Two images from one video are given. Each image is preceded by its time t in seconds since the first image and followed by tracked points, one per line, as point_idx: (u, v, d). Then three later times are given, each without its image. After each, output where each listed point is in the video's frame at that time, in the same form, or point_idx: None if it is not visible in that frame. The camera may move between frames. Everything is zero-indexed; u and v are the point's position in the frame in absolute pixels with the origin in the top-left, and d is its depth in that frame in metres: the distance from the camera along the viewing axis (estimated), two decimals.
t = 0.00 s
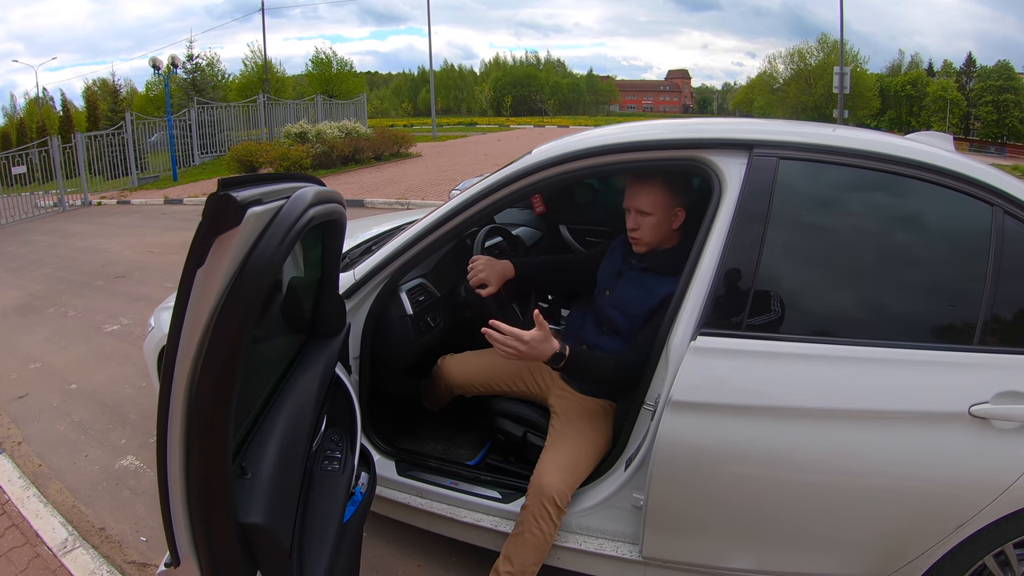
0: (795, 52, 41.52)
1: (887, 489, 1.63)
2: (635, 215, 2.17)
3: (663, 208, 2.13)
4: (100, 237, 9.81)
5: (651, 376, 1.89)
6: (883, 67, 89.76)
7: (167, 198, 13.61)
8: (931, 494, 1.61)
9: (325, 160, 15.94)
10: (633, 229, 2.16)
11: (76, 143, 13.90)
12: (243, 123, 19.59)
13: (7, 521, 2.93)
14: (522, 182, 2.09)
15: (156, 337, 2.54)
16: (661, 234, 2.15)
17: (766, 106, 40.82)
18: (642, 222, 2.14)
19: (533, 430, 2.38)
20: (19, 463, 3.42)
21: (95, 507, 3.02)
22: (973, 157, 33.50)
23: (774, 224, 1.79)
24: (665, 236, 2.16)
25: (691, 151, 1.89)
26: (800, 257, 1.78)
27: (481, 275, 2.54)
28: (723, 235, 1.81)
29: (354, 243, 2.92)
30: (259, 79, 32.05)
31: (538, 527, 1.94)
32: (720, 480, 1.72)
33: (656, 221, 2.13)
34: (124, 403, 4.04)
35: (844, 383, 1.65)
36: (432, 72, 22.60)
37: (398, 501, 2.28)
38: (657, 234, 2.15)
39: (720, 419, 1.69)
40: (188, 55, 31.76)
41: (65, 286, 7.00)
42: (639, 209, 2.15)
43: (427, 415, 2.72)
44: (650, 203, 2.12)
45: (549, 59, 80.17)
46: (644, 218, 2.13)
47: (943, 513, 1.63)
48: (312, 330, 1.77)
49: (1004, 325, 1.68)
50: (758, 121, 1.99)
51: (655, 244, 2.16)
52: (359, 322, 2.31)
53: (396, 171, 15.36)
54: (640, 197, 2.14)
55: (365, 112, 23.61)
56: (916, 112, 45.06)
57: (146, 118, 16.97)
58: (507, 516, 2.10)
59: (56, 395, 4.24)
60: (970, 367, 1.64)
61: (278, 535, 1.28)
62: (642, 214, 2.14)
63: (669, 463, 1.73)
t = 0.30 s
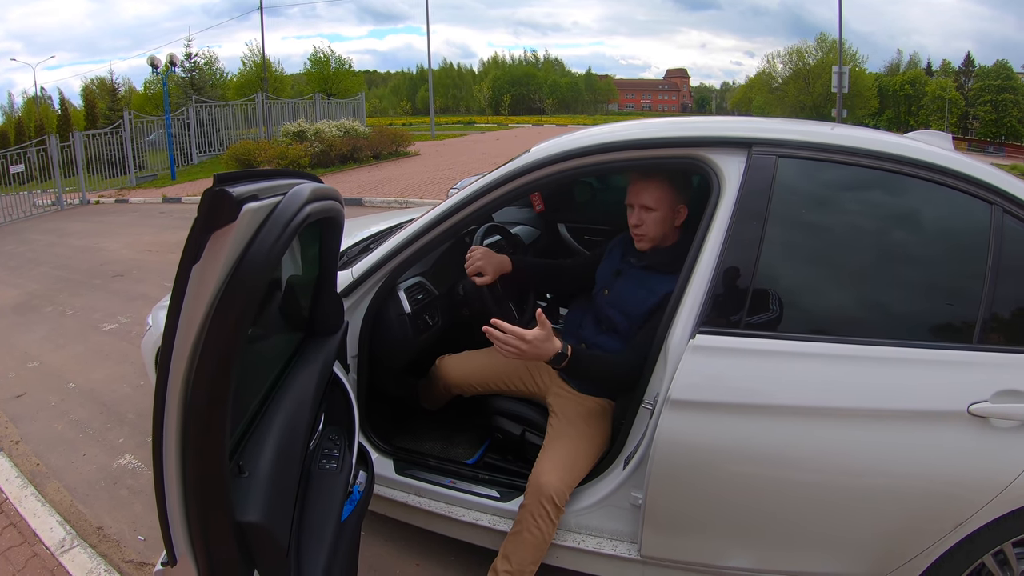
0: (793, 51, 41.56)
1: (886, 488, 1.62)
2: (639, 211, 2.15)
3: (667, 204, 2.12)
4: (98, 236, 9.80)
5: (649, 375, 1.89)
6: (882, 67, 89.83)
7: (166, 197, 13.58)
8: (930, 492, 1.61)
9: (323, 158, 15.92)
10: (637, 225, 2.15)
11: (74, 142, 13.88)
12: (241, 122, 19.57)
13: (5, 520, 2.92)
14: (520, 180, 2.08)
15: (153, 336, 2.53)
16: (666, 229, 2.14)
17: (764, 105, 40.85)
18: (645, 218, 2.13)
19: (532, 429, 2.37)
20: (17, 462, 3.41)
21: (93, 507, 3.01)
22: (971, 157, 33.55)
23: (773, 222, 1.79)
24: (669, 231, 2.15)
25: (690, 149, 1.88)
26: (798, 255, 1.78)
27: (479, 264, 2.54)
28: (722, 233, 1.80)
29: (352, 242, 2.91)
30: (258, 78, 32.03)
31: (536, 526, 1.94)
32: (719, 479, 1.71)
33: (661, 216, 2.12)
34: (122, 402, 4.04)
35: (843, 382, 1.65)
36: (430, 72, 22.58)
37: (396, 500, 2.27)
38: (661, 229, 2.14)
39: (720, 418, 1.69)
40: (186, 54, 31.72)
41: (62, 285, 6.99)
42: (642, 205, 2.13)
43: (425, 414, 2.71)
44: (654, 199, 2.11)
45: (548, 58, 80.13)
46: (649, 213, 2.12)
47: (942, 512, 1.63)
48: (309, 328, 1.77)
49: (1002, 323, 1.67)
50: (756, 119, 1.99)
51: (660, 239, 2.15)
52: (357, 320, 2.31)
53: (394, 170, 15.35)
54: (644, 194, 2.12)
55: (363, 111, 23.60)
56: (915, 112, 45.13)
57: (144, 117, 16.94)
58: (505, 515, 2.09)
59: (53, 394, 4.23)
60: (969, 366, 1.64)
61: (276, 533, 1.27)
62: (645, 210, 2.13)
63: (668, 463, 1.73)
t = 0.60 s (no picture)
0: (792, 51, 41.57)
1: (883, 489, 1.62)
2: (635, 212, 2.14)
3: (663, 205, 2.10)
4: (95, 235, 9.77)
5: (646, 375, 1.88)
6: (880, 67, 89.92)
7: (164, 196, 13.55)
8: (927, 493, 1.61)
9: (321, 157, 15.89)
10: (632, 226, 2.14)
11: (72, 141, 13.84)
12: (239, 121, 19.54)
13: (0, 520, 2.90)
14: (518, 179, 2.07)
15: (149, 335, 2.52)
16: (662, 231, 2.13)
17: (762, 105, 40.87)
18: (641, 219, 2.12)
19: (528, 429, 2.36)
20: (13, 462, 3.40)
21: (89, 506, 3.00)
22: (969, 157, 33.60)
23: (771, 222, 1.78)
24: (666, 232, 2.14)
25: (688, 148, 1.88)
26: (796, 255, 1.77)
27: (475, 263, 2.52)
28: (719, 233, 1.80)
29: (349, 241, 2.90)
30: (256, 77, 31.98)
31: (532, 527, 1.93)
32: (716, 480, 1.71)
33: (657, 217, 2.11)
34: (119, 401, 4.02)
35: (841, 382, 1.64)
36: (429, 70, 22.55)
37: (392, 501, 2.26)
38: (656, 231, 2.13)
39: (717, 418, 1.68)
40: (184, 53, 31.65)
41: (60, 284, 6.97)
42: (638, 206, 2.12)
43: (422, 414, 2.70)
44: (650, 199, 2.10)
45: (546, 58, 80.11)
46: (644, 215, 2.11)
47: (939, 513, 1.62)
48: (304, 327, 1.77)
49: (1000, 324, 1.67)
50: (754, 119, 1.98)
51: (655, 241, 2.14)
52: (353, 320, 2.30)
53: (392, 169, 15.34)
54: (640, 194, 2.11)
55: (362, 110, 23.57)
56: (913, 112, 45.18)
57: (142, 116, 16.90)
58: (501, 515, 2.08)
59: (50, 393, 4.22)
60: (967, 366, 1.63)
61: (270, 535, 1.26)
62: (641, 211, 2.12)
63: (665, 463, 1.72)
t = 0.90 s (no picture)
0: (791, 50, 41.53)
1: (888, 494, 1.57)
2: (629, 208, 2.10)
3: (658, 203, 2.06)
4: (91, 232, 9.70)
5: (642, 376, 1.83)
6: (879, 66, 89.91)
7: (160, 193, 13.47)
8: (932, 499, 1.56)
9: (319, 155, 15.82)
10: (626, 223, 2.11)
11: (69, 137, 13.75)
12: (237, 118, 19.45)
13: None
14: (510, 175, 2.02)
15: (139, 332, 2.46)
16: (656, 229, 2.09)
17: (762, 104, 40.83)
18: (634, 215, 2.08)
19: (522, 430, 2.30)
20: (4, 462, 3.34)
21: (79, 506, 2.95)
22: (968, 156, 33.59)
23: (771, 220, 1.73)
24: (659, 231, 2.10)
25: (685, 143, 1.83)
26: (796, 253, 1.72)
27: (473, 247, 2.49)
28: (718, 230, 1.75)
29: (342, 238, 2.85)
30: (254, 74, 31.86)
31: (526, 531, 1.88)
32: (715, 483, 1.66)
33: (650, 216, 2.07)
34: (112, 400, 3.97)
35: (844, 384, 1.59)
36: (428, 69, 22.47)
37: (383, 503, 2.21)
38: (650, 229, 2.08)
39: (716, 420, 1.63)
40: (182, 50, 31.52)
41: (54, 281, 6.90)
42: (632, 203, 2.08)
43: (416, 414, 2.65)
44: (644, 197, 2.05)
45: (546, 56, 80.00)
46: (637, 212, 2.07)
47: (945, 519, 1.57)
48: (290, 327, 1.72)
49: (1007, 324, 1.62)
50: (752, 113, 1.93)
51: (648, 238, 2.10)
52: (343, 318, 2.24)
53: (391, 167, 15.27)
54: (635, 191, 2.07)
55: (360, 107, 23.49)
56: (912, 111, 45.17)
57: (139, 112, 16.81)
58: (495, 519, 2.04)
59: (42, 392, 4.16)
60: (973, 368, 1.58)
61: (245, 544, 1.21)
62: (634, 208, 2.08)
63: (662, 466, 1.67)
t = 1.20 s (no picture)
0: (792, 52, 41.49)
1: (901, 498, 1.49)
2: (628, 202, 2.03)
3: (657, 198, 1.98)
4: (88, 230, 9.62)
5: (644, 374, 1.75)
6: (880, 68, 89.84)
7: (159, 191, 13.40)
8: (947, 503, 1.48)
9: (319, 153, 15.74)
10: (625, 217, 2.03)
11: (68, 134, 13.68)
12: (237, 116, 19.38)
13: None
14: (505, 165, 1.94)
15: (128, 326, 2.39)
16: (656, 224, 2.01)
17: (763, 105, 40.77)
18: (632, 210, 2.01)
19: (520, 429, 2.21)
20: None
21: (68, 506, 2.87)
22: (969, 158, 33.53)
23: (781, 211, 1.65)
24: (659, 226, 2.02)
25: (688, 130, 1.75)
26: (802, 247, 1.64)
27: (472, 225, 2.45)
28: (723, 221, 1.67)
29: (337, 231, 2.77)
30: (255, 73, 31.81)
31: (522, 535, 1.81)
32: (722, 486, 1.58)
33: (649, 211, 1.99)
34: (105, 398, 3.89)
35: (858, 382, 1.51)
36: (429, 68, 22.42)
37: (376, 505, 2.13)
38: (649, 224, 2.01)
39: (723, 420, 1.55)
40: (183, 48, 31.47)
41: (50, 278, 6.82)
42: (631, 197, 2.01)
43: (411, 413, 2.57)
44: (643, 191, 1.98)
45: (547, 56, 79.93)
46: (637, 207, 1.99)
47: (961, 524, 1.50)
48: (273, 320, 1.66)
49: None
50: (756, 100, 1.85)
51: (649, 233, 2.03)
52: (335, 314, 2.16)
53: (391, 165, 15.20)
54: (633, 185, 1.99)
55: (360, 106, 23.42)
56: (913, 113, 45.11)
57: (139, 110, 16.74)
58: (490, 522, 1.96)
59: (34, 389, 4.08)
60: (993, 365, 1.50)
61: (214, 550, 1.13)
62: (632, 202, 2.01)
63: (666, 468, 1.59)
